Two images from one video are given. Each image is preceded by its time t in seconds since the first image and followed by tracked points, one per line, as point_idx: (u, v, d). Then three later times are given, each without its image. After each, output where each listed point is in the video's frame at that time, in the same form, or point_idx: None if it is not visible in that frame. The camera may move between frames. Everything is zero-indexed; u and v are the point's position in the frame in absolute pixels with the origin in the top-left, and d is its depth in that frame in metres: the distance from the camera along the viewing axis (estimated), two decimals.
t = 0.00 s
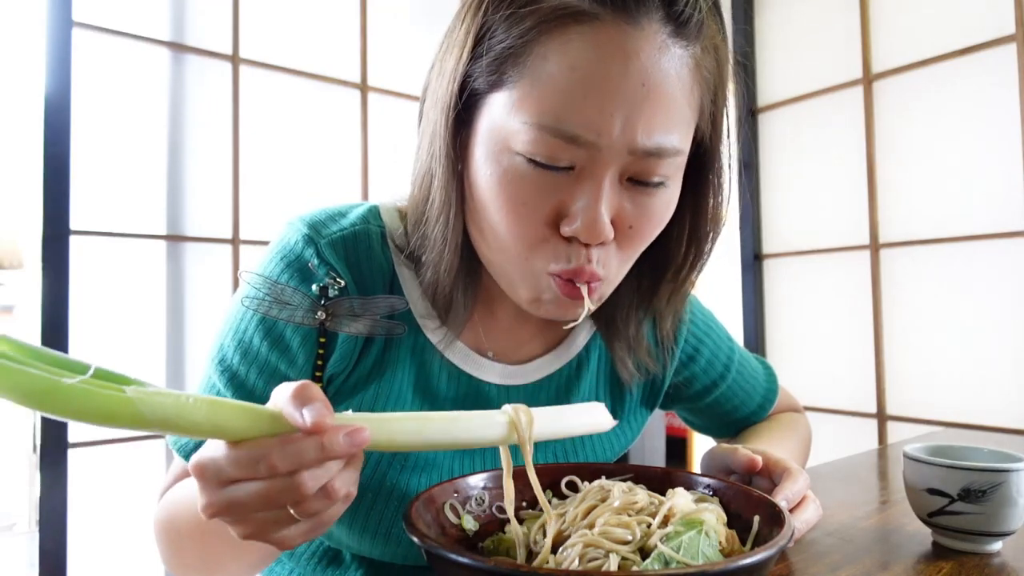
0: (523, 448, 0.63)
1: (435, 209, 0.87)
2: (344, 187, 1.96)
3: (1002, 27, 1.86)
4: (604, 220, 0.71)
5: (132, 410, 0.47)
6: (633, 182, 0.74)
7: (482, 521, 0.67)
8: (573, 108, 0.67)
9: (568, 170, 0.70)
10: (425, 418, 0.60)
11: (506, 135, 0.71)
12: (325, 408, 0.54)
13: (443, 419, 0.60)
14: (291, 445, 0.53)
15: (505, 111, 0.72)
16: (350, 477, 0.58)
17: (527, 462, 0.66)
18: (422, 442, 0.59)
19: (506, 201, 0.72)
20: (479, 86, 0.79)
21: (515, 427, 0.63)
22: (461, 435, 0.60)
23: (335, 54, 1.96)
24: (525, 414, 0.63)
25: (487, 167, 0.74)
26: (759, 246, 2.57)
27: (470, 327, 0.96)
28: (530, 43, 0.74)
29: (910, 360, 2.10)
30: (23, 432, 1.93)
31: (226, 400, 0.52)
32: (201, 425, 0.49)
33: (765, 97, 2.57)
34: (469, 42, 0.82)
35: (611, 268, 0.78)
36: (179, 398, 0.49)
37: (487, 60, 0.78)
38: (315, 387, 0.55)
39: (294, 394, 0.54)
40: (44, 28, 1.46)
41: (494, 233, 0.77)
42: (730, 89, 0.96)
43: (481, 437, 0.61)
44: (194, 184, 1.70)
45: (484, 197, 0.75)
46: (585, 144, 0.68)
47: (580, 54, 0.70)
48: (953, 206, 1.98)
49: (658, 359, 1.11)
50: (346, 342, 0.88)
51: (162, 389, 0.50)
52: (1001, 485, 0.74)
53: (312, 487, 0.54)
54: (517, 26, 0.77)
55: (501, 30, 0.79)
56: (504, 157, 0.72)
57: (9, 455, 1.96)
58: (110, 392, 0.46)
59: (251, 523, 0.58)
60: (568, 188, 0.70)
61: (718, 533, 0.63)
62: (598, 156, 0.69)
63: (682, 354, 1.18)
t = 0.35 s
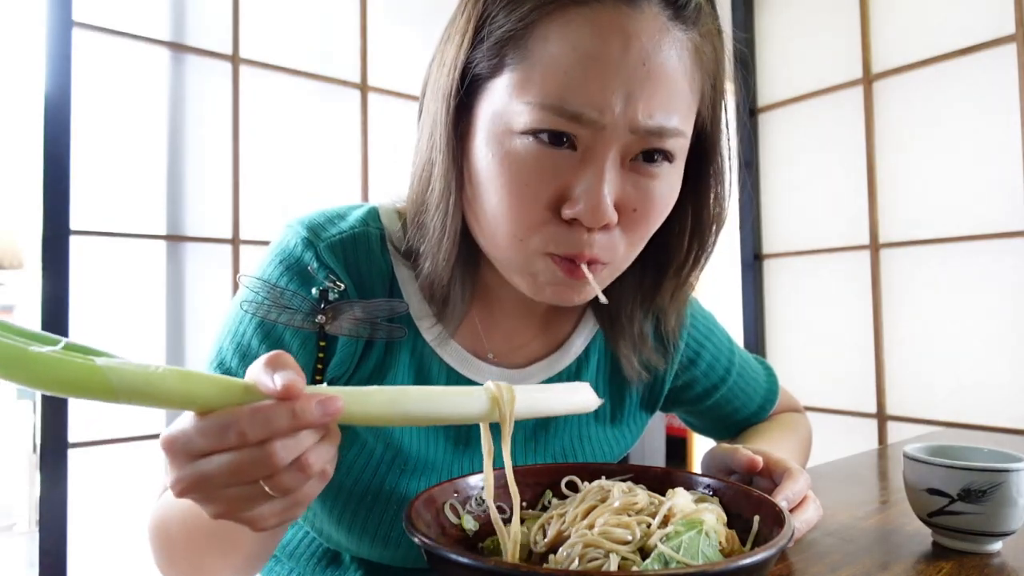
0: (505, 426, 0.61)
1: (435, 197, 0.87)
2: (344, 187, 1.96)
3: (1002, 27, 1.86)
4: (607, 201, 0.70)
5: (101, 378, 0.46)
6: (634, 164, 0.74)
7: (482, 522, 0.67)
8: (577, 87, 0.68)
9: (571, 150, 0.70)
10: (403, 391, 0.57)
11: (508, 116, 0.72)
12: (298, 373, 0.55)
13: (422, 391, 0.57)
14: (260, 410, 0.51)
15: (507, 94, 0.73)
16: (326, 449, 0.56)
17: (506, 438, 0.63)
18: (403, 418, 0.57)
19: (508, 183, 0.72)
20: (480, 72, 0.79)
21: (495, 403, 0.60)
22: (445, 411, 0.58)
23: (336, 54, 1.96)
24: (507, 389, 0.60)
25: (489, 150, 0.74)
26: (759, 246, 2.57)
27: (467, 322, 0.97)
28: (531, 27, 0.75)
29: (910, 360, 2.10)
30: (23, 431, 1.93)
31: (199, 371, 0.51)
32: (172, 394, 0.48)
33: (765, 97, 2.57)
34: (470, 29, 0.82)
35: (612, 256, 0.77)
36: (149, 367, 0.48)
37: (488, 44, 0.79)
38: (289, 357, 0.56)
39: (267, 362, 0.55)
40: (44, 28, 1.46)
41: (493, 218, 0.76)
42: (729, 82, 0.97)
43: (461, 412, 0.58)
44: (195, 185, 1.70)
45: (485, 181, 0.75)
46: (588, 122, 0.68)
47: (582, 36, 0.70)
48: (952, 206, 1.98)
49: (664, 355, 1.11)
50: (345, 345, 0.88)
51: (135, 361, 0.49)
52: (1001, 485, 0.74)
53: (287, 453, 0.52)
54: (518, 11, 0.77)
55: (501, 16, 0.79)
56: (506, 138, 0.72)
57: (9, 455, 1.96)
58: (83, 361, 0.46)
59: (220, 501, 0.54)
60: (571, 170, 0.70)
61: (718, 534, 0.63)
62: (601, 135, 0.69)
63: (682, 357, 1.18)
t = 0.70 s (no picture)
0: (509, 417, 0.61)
1: (432, 194, 0.87)
2: (344, 187, 1.96)
3: (1002, 28, 1.86)
4: (604, 197, 0.70)
5: (107, 379, 0.47)
6: (632, 160, 0.74)
7: (482, 522, 0.67)
8: (574, 82, 0.68)
9: (568, 146, 0.70)
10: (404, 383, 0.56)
11: (506, 112, 0.72)
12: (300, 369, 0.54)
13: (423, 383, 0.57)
14: (266, 407, 0.50)
15: (504, 90, 0.73)
16: (331, 447, 0.55)
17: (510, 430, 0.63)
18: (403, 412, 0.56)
19: (506, 177, 0.72)
20: (477, 68, 0.79)
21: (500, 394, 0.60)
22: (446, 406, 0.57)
23: (336, 54, 1.96)
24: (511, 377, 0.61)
25: (486, 146, 0.74)
26: (759, 245, 2.57)
27: (462, 321, 0.97)
28: (528, 23, 0.75)
29: (910, 360, 2.10)
30: (24, 431, 1.93)
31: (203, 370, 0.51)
32: (178, 394, 0.49)
33: (765, 97, 2.56)
34: (466, 27, 0.82)
35: (610, 252, 0.77)
36: (155, 368, 0.49)
37: (485, 41, 0.79)
38: (295, 355, 0.56)
39: (273, 356, 0.55)
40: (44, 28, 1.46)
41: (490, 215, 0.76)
42: (727, 79, 0.97)
43: (466, 404, 0.58)
44: (195, 185, 1.70)
45: (482, 178, 0.75)
46: (585, 117, 0.68)
47: (579, 31, 0.71)
48: (952, 206, 1.98)
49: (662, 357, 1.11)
50: (346, 346, 0.88)
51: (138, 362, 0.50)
52: (1001, 485, 0.74)
53: (287, 453, 0.52)
54: (514, 7, 0.77)
55: (497, 13, 0.79)
56: (504, 135, 0.72)
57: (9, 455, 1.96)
58: (87, 363, 0.47)
59: (229, 499, 0.55)
60: (568, 166, 0.70)
61: (718, 534, 0.63)
62: (599, 130, 0.69)
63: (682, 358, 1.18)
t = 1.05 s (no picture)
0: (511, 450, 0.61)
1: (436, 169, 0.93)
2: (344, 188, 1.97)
3: (1003, 28, 1.88)
4: (585, 161, 0.77)
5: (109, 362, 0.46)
6: (606, 137, 0.80)
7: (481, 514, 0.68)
8: (564, 68, 0.76)
9: (556, 120, 0.77)
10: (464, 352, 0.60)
11: (506, 90, 0.79)
12: (374, 199, 0.59)
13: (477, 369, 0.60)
14: (345, 206, 0.59)
15: (504, 73, 0.80)
16: (384, 293, 0.60)
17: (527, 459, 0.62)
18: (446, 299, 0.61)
19: (504, 141, 0.78)
20: (483, 54, 0.86)
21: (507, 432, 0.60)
22: (473, 362, 0.60)
23: (335, 55, 1.96)
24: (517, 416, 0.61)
25: (487, 115, 0.80)
26: (759, 245, 2.55)
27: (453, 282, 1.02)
28: (529, 19, 0.82)
29: (910, 361, 2.10)
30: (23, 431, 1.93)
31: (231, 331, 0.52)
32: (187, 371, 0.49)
33: (765, 97, 2.55)
34: (477, 18, 0.89)
35: (584, 214, 0.83)
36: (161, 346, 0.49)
37: (491, 33, 0.85)
38: (430, 191, 0.60)
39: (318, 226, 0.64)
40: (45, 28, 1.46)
41: (488, 176, 0.82)
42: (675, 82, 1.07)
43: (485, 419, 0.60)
44: (195, 185, 1.70)
45: (483, 143, 0.81)
46: (571, 92, 0.76)
47: (568, 29, 0.79)
48: (951, 206, 1.99)
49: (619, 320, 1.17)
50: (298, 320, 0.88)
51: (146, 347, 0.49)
52: (1001, 485, 0.74)
53: (334, 263, 0.59)
54: (518, 5, 0.85)
55: (504, 9, 0.86)
56: (504, 106, 0.79)
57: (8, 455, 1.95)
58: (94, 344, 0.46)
59: (382, 281, 0.60)
60: (555, 135, 0.77)
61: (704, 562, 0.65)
62: (582, 105, 0.76)
63: (637, 327, 1.23)
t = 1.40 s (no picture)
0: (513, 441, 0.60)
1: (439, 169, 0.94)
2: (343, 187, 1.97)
3: (1003, 28, 1.88)
4: (583, 164, 0.77)
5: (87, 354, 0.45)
6: (606, 140, 0.80)
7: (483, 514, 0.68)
8: (563, 70, 0.76)
9: (555, 123, 0.77)
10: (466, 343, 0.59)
11: (505, 92, 0.79)
12: (378, 210, 0.58)
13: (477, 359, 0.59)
14: (349, 218, 0.58)
15: (504, 75, 0.80)
16: (391, 306, 0.59)
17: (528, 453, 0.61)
18: (453, 315, 0.60)
19: (502, 144, 0.78)
20: (484, 56, 0.86)
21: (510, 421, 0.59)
22: (470, 333, 0.59)
23: (335, 54, 1.96)
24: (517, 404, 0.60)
25: (486, 117, 0.81)
26: (759, 245, 2.55)
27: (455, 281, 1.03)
28: (529, 21, 0.82)
29: (910, 361, 2.10)
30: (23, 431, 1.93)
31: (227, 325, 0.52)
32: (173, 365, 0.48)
33: (765, 97, 2.55)
34: (478, 21, 0.89)
35: (582, 214, 0.84)
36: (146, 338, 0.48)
37: (491, 35, 0.86)
38: (434, 200, 0.59)
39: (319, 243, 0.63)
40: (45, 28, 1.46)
41: (488, 178, 0.82)
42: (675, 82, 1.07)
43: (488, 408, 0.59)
44: (195, 185, 1.70)
45: (482, 145, 0.82)
46: (570, 95, 0.75)
47: (568, 31, 0.79)
48: (951, 206, 1.99)
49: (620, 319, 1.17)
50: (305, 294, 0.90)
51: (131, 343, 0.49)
52: (1001, 485, 0.74)
53: (340, 278, 0.58)
54: (519, 8, 0.85)
55: (505, 12, 0.86)
56: (503, 108, 0.79)
57: (9, 454, 1.96)
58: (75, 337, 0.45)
59: (386, 293, 0.58)
60: (553, 137, 0.77)
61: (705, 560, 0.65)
62: (580, 108, 0.76)
63: (638, 326, 1.23)
